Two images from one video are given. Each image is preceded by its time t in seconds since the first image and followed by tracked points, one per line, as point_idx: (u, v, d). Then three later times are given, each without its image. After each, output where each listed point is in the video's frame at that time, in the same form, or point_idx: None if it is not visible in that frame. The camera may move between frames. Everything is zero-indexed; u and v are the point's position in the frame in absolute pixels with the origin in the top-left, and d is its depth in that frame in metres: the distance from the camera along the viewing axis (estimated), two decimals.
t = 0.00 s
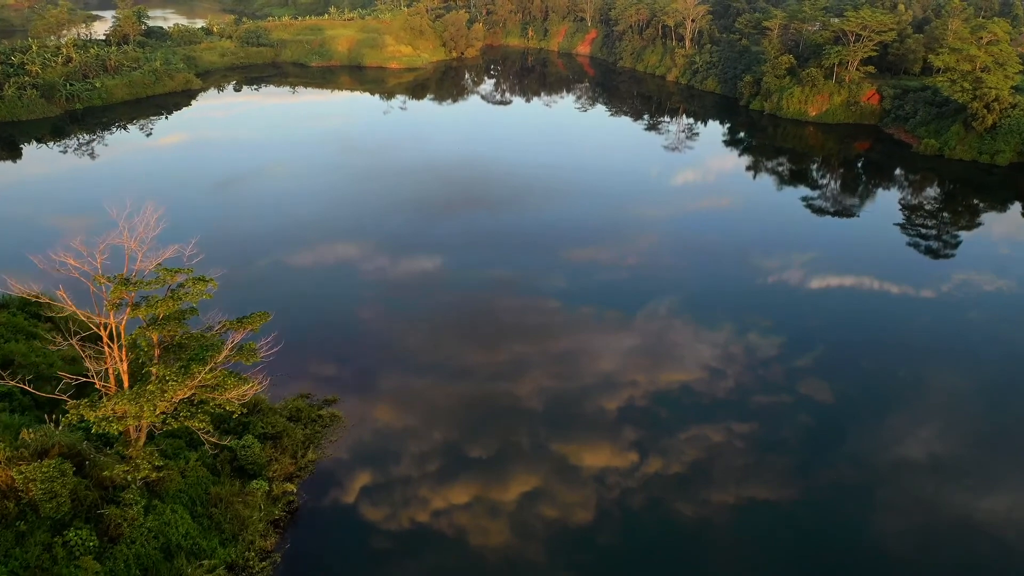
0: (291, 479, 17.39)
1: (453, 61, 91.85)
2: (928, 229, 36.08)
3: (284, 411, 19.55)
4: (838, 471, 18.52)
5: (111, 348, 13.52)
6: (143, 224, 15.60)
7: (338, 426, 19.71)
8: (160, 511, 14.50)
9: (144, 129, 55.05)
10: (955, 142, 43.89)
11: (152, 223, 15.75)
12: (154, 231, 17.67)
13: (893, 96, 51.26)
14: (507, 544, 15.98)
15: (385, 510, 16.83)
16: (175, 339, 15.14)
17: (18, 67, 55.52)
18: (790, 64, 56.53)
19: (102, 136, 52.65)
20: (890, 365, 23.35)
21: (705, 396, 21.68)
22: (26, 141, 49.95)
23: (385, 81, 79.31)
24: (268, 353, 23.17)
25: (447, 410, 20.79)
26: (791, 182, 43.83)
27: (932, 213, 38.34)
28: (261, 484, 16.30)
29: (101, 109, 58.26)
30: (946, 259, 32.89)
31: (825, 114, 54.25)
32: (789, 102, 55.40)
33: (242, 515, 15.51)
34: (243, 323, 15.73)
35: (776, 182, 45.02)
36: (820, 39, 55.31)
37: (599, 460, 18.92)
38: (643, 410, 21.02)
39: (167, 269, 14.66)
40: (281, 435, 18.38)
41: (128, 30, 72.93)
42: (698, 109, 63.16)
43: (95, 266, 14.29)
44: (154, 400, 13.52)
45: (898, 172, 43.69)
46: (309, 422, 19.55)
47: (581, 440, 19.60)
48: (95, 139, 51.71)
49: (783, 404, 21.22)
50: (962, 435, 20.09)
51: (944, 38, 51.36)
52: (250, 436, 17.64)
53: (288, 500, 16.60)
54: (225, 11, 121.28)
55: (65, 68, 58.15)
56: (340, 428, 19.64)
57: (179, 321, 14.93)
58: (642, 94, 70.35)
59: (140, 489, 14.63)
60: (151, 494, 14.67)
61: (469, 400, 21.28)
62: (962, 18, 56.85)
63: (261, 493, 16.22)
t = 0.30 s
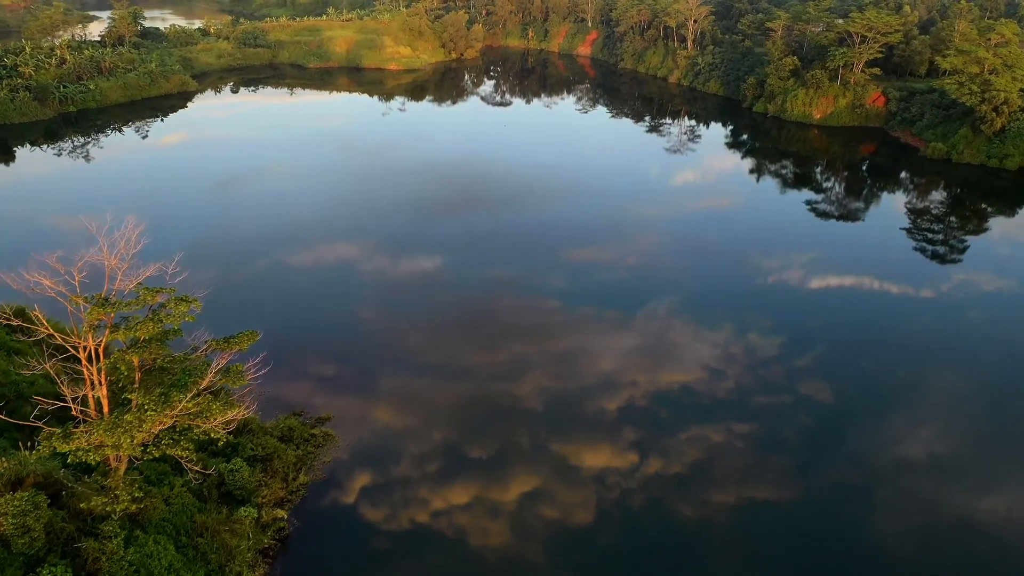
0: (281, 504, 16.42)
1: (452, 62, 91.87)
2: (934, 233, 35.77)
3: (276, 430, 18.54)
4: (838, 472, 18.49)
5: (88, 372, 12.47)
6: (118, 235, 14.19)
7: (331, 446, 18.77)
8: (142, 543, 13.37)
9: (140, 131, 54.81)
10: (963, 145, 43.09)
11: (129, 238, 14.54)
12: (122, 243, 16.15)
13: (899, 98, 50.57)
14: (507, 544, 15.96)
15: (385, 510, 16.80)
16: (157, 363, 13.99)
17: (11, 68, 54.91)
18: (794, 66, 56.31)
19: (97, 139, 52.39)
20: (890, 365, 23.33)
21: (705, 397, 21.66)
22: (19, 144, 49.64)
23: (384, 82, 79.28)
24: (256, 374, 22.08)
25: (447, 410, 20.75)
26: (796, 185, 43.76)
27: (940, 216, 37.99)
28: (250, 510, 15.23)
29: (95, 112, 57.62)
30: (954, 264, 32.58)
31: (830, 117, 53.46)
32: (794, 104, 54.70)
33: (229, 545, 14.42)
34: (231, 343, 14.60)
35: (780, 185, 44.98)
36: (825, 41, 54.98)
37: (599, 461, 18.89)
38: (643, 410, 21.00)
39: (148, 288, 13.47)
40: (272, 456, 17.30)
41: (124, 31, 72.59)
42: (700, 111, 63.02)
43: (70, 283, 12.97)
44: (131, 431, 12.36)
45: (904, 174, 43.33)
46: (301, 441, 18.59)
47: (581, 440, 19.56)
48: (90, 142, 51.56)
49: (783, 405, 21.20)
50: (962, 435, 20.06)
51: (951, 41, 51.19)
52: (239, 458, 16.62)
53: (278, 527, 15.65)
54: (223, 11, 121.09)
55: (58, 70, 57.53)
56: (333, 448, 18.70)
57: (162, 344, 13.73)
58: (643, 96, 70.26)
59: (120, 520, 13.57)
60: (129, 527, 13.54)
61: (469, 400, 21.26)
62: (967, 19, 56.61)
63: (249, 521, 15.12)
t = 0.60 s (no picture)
0: (271, 531, 15.69)
1: (452, 63, 91.82)
2: (942, 237, 35.72)
3: (267, 453, 17.82)
4: (838, 472, 18.46)
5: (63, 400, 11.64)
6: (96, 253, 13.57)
7: (325, 468, 17.98)
8: None
9: (136, 133, 54.70)
10: (972, 148, 42.91)
11: (110, 255, 13.79)
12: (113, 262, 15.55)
13: (905, 101, 50.17)
14: (507, 545, 15.94)
15: (385, 511, 16.78)
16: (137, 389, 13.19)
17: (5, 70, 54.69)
18: (798, 68, 56.05)
19: (92, 141, 52.34)
20: (891, 364, 23.31)
21: (705, 397, 21.64)
22: (13, 147, 49.56)
23: (383, 83, 79.17)
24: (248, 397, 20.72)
25: (447, 411, 20.71)
26: (800, 189, 43.61)
27: (948, 220, 37.80)
28: (238, 540, 14.58)
29: (90, 114, 57.41)
30: (963, 268, 32.58)
31: (834, 119, 53.46)
32: (798, 107, 54.50)
33: None
34: (218, 364, 13.79)
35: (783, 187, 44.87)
36: (829, 43, 54.87)
37: (599, 461, 18.87)
38: (644, 411, 20.98)
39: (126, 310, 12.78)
40: (261, 481, 16.69)
41: (119, 32, 72.44)
42: (703, 113, 62.92)
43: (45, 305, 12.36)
44: (104, 465, 11.58)
45: (910, 177, 43.21)
46: (293, 463, 17.82)
47: (581, 441, 19.53)
48: (85, 144, 51.51)
49: (783, 405, 21.18)
50: (962, 435, 20.03)
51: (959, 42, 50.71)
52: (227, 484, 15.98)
53: (268, 556, 14.96)
54: (221, 12, 120.98)
55: (52, 71, 57.21)
56: (327, 470, 17.91)
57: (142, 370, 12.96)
58: (644, 97, 70.21)
59: (99, 554, 12.69)
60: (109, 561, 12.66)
61: (469, 401, 21.23)
62: (973, 20, 56.38)
63: (237, 551, 14.45)
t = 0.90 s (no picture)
0: (260, 561, 14.87)
1: (451, 64, 91.86)
2: (949, 243, 35.69)
3: (257, 476, 16.95)
4: (838, 472, 18.47)
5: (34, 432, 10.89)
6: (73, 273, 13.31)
7: (316, 493, 17.10)
8: None
9: (132, 136, 54.61)
10: (980, 153, 42.56)
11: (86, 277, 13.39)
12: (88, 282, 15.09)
13: (912, 103, 50.09)
14: (507, 545, 15.95)
15: (386, 511, 16.80)
16: (114, 417, 12.40)
17: None
18: (802, 69, 55.90)
19: (87, 144, 52.30)
20: (891, 365, 23.32)
21: (705, 397, 21.65)
22: (6, 150, 49.48)
23: (381, 85, 79.14)
24: (229, 428, 19.23)
25: (446, 412, 20.71)
26: (804, 192, 43.55)
27: (955, 225, 37.78)
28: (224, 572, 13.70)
29: (84, 116, 57.18)
30: (969, 274, 32.47)
31: (839, 122, 53.18)
32: (802, 109, 54.35)
33: None
34: (203, 389, 13.47)
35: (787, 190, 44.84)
36: (834, 44, 54.75)
37: (599, 461, 18.88)
38: (643, 411, 20.99)
39: (102, 335, 12.36)
40: (251, 506, 15.80)
41: (115, 33, 72.28)
42: (706, 115, 62.84)
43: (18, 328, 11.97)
44: (77, 504, 10.79)
45: (915, 181, 43.21)
46: (284, 486, 16.98)
47: (581, 441, 19.54)
48: (80, 147, 51.47)
49: (783, 405, 21.19)
50: (962, 436, 20.04)
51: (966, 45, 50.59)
52: (214, 510, 15.02)
53: None
54: (219, 13, 120.86)
55: (46, 73, 56.76)
56: (318, 496, 17.03)
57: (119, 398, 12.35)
58: (646, 99, 70.19)
59: None
60: None
61: (469, 401, 21.23)
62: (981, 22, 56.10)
63: None
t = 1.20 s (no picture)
0: None
1: (450, 65, 91.85)
2: (957, 248, 35.62)
3: (246, 502, 16.04)
4: (839, 472, 18.43)
5: None
6: (43, 294, 12.56)
7: (308, 519, 16.18)
8: None
9: (127, 138, 54.62)
10: (989, 157, 42.14)
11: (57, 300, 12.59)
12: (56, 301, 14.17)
13: (918, 106, 50.04)
14: (507, 545, 15.92)
15: (385, 511, 16.78)
16: (88, 451, 11.92)
17: None
18: (807, 71, 55.78)
19: (82, 146, 52.32)
20: (893, 365, 23.25)
21: (705, 397, 21.62)
22: None
23: (380, 86, 79.09)
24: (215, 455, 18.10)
25: (446, 412, 20.68)
26: (809, 196, 43.50)
27: (963, 230, 37.71)
28: None
29: (78, 118, 57.11)
30: (977, 280, 32.34)
31: (845, 124, 53.04)
32: (807, 112, 54.29)
33: None
34: (185, 416, 12.71)
35: (791, 194, 44.82)
36: (839, 46, 54.65)
37: (599, 462, 18.86)
38: (644, 411, 20.96)
39: (75, 362, 11.61)
40: (237, 534, 14.80)
41: (110, 34, 72.21)
42: (709, 117, 62.72)
43: None
44: (42, 551, 9.83)
45: (921, 184, 43.19)
46: (274, 512, 16.06)
47: (581, 441, 19.51)
48: (74, 150, 51.52)
49: (784, 405, 21.15)
50: (964, 436, 19.99)
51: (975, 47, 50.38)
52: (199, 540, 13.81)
53: None
54: (218, 13, 120.87)
55: (39, 75, 56.72)
56: (309, 522, 16.12)
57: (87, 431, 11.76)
58: (647, 100, 70.15)
59: None
60: None
61: (469, 401, 21.19)
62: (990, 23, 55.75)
63: None
